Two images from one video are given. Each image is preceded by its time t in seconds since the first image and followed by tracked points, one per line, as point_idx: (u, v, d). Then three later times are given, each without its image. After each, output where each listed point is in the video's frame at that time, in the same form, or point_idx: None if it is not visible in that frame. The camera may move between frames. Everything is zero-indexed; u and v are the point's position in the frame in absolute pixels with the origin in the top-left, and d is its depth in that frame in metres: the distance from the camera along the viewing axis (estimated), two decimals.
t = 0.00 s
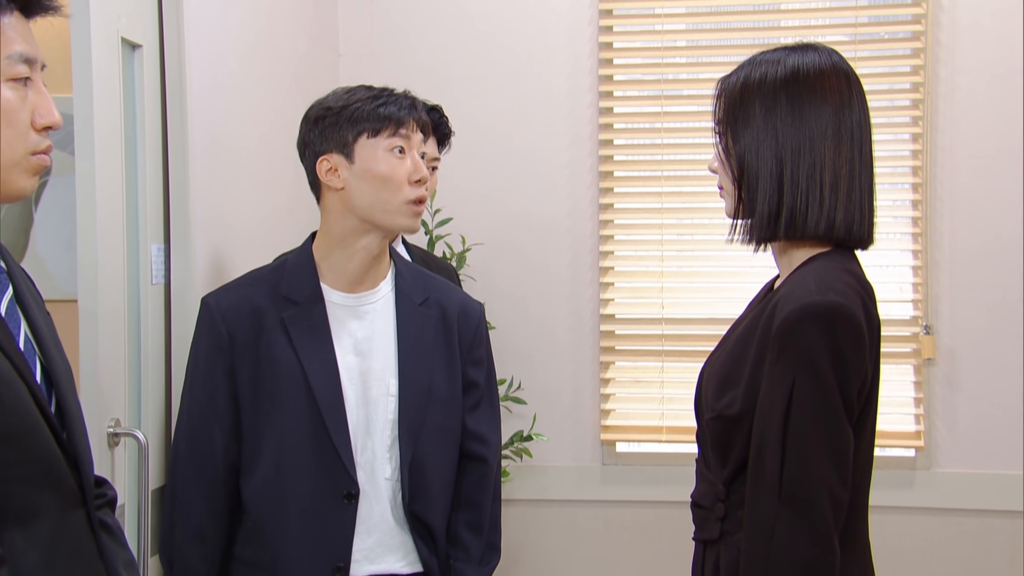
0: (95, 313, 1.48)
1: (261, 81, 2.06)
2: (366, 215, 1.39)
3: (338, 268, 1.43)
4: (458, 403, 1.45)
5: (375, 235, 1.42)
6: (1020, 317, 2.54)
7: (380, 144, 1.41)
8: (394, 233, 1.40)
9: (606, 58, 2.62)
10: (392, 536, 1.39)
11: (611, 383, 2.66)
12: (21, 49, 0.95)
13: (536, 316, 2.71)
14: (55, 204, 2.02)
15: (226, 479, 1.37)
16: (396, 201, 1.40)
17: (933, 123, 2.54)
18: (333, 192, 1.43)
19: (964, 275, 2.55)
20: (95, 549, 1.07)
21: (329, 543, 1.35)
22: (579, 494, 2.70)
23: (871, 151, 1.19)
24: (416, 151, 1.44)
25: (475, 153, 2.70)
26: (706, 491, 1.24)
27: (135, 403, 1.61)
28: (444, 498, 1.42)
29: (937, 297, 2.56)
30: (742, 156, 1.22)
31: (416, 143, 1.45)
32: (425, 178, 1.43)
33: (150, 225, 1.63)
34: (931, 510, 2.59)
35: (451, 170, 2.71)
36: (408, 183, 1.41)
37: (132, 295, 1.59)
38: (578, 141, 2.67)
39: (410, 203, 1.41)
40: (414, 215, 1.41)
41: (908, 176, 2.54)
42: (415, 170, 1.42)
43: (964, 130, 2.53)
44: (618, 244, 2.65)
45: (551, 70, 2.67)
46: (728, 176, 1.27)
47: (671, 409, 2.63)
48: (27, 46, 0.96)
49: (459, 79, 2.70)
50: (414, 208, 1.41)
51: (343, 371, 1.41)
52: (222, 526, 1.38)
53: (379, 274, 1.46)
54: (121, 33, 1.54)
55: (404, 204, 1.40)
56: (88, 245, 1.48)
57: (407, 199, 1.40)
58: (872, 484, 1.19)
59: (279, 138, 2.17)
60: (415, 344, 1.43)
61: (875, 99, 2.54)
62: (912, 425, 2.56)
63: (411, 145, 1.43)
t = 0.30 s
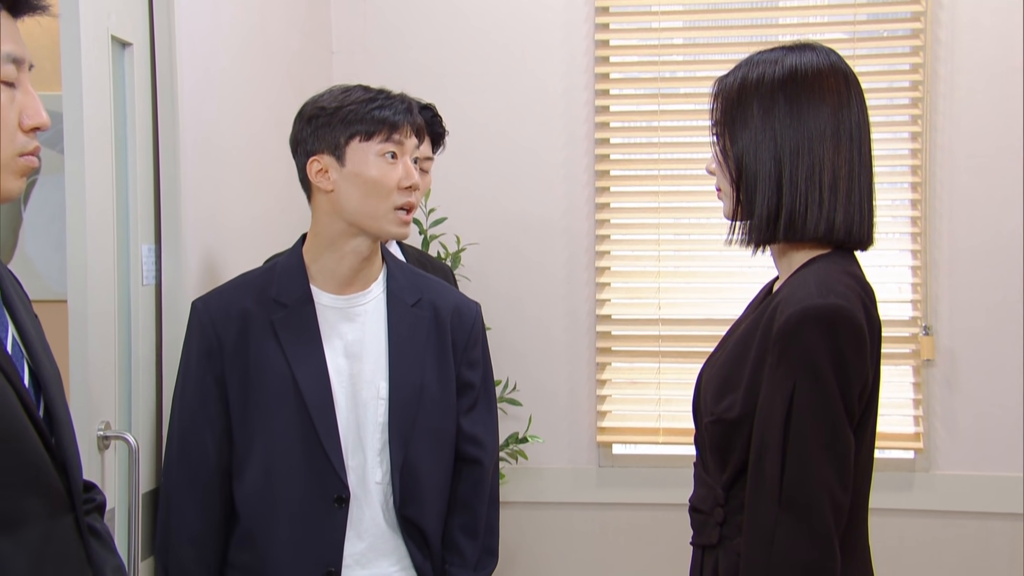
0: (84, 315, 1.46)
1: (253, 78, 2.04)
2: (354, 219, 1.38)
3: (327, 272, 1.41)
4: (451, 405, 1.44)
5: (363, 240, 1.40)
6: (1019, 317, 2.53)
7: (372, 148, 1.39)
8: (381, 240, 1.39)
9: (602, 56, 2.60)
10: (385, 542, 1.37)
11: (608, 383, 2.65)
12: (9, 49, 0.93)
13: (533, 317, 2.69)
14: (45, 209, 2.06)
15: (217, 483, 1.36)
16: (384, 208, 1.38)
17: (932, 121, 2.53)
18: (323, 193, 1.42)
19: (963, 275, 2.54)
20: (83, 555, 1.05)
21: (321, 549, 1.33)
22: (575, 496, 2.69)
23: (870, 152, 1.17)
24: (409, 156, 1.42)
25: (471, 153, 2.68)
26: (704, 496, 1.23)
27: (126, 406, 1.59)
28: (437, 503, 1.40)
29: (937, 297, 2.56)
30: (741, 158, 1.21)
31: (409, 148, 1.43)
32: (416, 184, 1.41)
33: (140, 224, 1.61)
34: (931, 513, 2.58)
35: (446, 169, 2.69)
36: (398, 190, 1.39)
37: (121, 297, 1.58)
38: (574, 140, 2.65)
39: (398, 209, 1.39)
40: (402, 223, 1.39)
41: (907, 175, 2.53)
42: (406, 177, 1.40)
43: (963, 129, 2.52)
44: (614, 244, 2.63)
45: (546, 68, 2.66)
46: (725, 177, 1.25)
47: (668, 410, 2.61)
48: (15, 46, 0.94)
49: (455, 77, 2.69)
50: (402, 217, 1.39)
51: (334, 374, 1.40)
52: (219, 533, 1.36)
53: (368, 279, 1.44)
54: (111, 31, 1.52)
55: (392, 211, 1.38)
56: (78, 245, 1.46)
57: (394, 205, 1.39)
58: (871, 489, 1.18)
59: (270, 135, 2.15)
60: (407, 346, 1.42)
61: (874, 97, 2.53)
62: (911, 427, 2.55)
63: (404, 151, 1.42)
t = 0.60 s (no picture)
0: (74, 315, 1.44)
1: (246, 73, 2.02)
2: (347, 219, 1.36)
3: (320, 272, 1.40)
4: (446, 407, 1.42)
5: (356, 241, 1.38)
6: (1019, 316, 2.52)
7: (365, 147, 1.37)
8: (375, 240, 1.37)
9: (599, 51, 2.59)
10: (378, 544, 1.36)
11: (605, 383, 2.63)
12: None
13: (530, 316, 2.68)
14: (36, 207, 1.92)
15: (209, 485, 1.34)
16: (378, 208, 1.36)
17: (932, 118, 2.52)
18: (316, 192, 1.40)
19: (964, 273, 2.53)
20: (74, 558, 1.03)
21: (314, 552, 1.32)
22: (572, 497, 2.67)
23: (871, 150, 1.16)
24: (403, 156, 1.40)
25: (467, 151, 2.67)
26: (701, 497, 1.21)
27: (118, 406, 1.58)
28: (431, 505, 1.39)
29: (937, 296, 2.55)
30: (741, 156, 1.19)
31: (403, 148, 1.41)
32: (410, 184, 1.39)
33: (132, 223, 1.59)
34: (931, 514, 2.57)
35: (443, 166, 2.68)
36: (391, 190, 1.37)
37: (113, 296, 1.56)
38: (571, 138, 2.64)
39: (391, 209, 1.37)
40: (396, 223, 1.37)
41: (907, 173, 2.51)
42: (399, 177, 1.38)
43: (964, 126, 2.51)
44: (611, 242, 2.62)
45: (543, 64, 2.64)
46: (724, 176, 1.24)
47: (666, 410, 2.60)
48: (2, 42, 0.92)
49: (451, 73, 2.67)
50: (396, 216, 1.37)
51: (327, 374, 1.38)
52: (214, 536, 1.34)
53: (362, 280, 1.42)
54: (102, 27, 1.51)
55: (386, 211, 1.36)
56: (69, 244, 1.44)
57: (388, 206, 1.37)
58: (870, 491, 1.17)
59: (264, 132, 2.13)
60: (402, 346, 1.40)
61: (875, 93, 2.52)
62: (911, 427, 2.54)
63: (397, 150, 1.40)
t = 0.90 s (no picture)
0: (66, 313, 1.43)
1: (240, 68, 2.01)
2: (347, 214, 1.35)
3: (320, 270, 1.39)
4: (445, 407, 1.41)
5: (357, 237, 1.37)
6: (1020, 314, 2.51)
7: (362, 140, 1.36)
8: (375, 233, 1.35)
9: (598, 47, 2.57)
10: (374, 546, 1.35)
11: (603, 382, 2.62)
12: None
13: (528, 314, 2.66)
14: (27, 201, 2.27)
15: (205, 485, 1.32)
16: (377, 200, 1.35)
17: (935, 114, 2.50)
18: (314, 188, 1.39)
19: (965, 271, 2.52)
20: (65, 562, 1.02)
21: (310, 552, 1.31)
22: (569, 497, 2.66)
23: (872, 148, 1.15)
24: (400, 148, 1.39)
25: (464, 148, 2.65)
26: (700, 499, 1.20)
27: (110, 405, 1.56)
28: (428, 505, 1.38)
29: (939, 294, 2.54)
30: (740, 154, 1.18)
31: (400, 140, 1.40)
32: (409, 175, 1.38)
33: (125, 220, 1.58)
34: (932, 514, 2.56)
35: (440, 164, 2.66)
36: (389, 181, 1.36)
37: (106, 295, 1.54)
38: (569, 135, 2.62)
39: (390, 200, 1.36)
40: (396, 214, 1.36)
41: (909, 170, 2.50)
42: (397, 167, 1.36)
43: (966, 122, 2.50)
44: (610, 239, 2.61)
45: (541, 60, 2.63)
46: (723, 174, 1.23)
47: (665, 410, 2.59)
48: None
49: (448, 70, 2.65)
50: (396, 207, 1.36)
51: (327, 374, 1.37)
52: (210, 535, 1.33)
53: (362, 277, 1.41)
54: (94, 23, 1.49)
55: (385, 202, 1.35)
56: (60, 242, 1.43)
57: (387, 196, 1.35)
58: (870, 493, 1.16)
59: (258, 128, 2.11)
60: (402, 346, 1.39)
61: (875, 89, 2.51)
62: (912, 426, 2.53)
63: (395, 142, 1.38)
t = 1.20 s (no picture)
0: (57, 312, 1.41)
1: (234, 63, 1.99)
2: (358, 216, 1.34)
3: (327, 270, 1.37)
4: (446, 413, 1.40)
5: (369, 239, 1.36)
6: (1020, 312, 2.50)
7: (378, 142, 1.35)
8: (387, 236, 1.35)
9: (596, 43, 2.56)
10: (369, 551, 1.34)
11: (601, 382, 2.61)
12: None
13: (526, 314, 2.65)
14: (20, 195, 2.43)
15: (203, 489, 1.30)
16: (391, 204, 1.34)
17: (936, 111, 2.49)
18: (325, 188, 1.38)
19: (966, 269, 2.51)
20: (56, 567, 1.01)
21: (310, 558, 1.29)
22: (567, 497, 2.65)
23: (870, 148, 1.13)
24: (415, 152, 1.38)
25: (461, 146, 2.64)
26: (696, 502, 1.19)
27: (102, 405, 1.55)
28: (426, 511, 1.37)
29: (940, 293, 2.52)
30: (738, 154, 1.17)
31: (414, 144, 1.39)
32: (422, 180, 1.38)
33: (118, 219, 1.57)
34: (932, 515, 2.55)
35: (437, 162, 2.65)
36: (403, 185, 1.35)
37: (98, 295, 1.53)
38: (566, 133, 2.61)
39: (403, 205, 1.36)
40: (408, 218, 1.35)
41: (910, 167, 2.49)
42: (412, 172, 1.36)
43: (966, 118, 2.49)
44: (608, 238, 2.59)
45: (539, 57, 2.61)
46: (722, 173, 1.22)
47: (663, 409, 2.58)
48: None
49: (445, 67, 2.64)
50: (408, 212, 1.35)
51: (330, 377, 1.35)
52: (205, 536, 1.31)
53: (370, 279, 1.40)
54: (86, 19, 1.48)
55: (398, 206, 1.35)
56: (51, 241, 1.42)
57: (399, 200, 1.35)
58: (869, 496, 1.15)
59: (252, 124, 2.10)
60: (406, 351, 1.38)
61: (875, 86, 2.50)
62: (914, 426, 2.52)
63: (410, 146, 1.38)
